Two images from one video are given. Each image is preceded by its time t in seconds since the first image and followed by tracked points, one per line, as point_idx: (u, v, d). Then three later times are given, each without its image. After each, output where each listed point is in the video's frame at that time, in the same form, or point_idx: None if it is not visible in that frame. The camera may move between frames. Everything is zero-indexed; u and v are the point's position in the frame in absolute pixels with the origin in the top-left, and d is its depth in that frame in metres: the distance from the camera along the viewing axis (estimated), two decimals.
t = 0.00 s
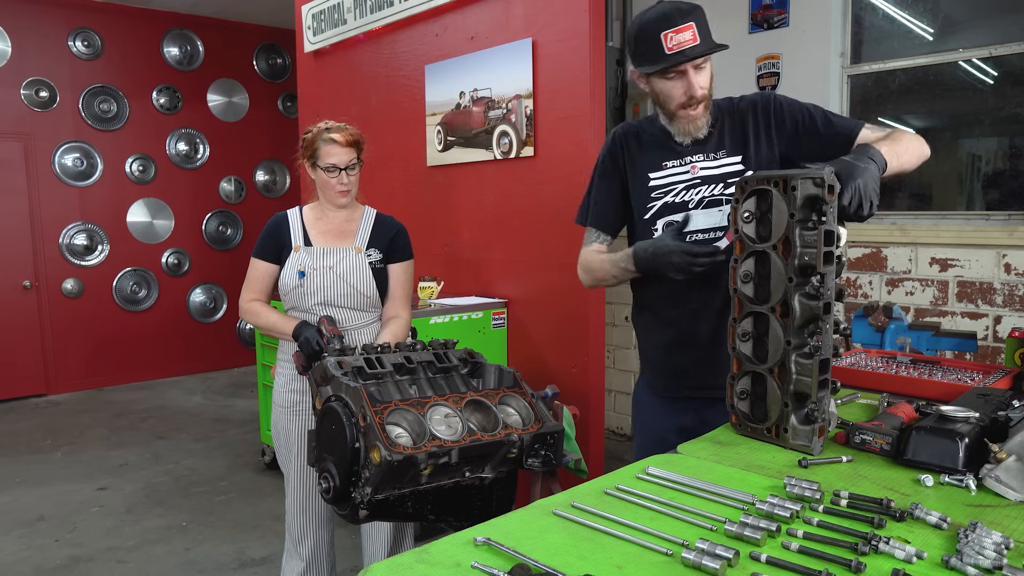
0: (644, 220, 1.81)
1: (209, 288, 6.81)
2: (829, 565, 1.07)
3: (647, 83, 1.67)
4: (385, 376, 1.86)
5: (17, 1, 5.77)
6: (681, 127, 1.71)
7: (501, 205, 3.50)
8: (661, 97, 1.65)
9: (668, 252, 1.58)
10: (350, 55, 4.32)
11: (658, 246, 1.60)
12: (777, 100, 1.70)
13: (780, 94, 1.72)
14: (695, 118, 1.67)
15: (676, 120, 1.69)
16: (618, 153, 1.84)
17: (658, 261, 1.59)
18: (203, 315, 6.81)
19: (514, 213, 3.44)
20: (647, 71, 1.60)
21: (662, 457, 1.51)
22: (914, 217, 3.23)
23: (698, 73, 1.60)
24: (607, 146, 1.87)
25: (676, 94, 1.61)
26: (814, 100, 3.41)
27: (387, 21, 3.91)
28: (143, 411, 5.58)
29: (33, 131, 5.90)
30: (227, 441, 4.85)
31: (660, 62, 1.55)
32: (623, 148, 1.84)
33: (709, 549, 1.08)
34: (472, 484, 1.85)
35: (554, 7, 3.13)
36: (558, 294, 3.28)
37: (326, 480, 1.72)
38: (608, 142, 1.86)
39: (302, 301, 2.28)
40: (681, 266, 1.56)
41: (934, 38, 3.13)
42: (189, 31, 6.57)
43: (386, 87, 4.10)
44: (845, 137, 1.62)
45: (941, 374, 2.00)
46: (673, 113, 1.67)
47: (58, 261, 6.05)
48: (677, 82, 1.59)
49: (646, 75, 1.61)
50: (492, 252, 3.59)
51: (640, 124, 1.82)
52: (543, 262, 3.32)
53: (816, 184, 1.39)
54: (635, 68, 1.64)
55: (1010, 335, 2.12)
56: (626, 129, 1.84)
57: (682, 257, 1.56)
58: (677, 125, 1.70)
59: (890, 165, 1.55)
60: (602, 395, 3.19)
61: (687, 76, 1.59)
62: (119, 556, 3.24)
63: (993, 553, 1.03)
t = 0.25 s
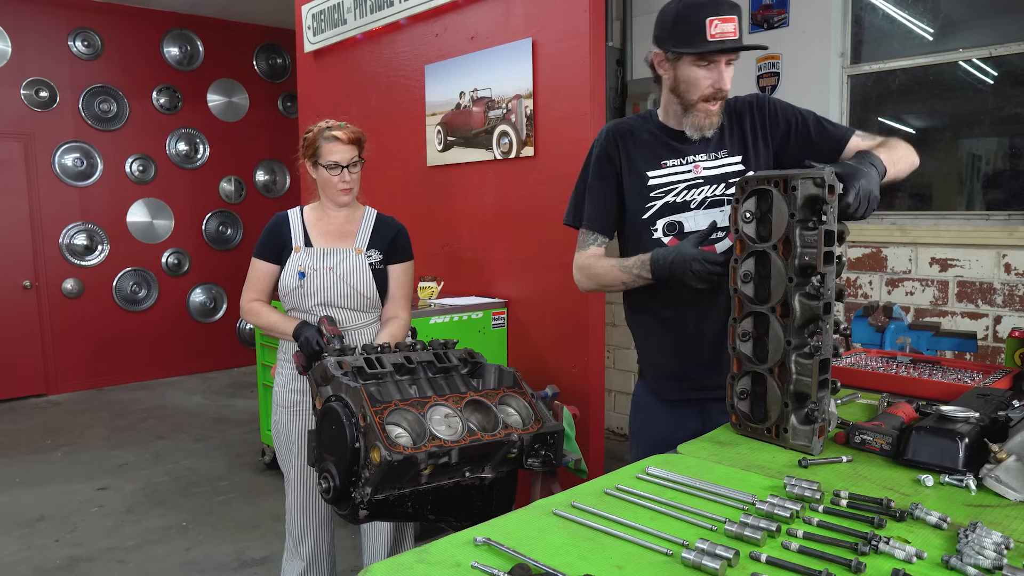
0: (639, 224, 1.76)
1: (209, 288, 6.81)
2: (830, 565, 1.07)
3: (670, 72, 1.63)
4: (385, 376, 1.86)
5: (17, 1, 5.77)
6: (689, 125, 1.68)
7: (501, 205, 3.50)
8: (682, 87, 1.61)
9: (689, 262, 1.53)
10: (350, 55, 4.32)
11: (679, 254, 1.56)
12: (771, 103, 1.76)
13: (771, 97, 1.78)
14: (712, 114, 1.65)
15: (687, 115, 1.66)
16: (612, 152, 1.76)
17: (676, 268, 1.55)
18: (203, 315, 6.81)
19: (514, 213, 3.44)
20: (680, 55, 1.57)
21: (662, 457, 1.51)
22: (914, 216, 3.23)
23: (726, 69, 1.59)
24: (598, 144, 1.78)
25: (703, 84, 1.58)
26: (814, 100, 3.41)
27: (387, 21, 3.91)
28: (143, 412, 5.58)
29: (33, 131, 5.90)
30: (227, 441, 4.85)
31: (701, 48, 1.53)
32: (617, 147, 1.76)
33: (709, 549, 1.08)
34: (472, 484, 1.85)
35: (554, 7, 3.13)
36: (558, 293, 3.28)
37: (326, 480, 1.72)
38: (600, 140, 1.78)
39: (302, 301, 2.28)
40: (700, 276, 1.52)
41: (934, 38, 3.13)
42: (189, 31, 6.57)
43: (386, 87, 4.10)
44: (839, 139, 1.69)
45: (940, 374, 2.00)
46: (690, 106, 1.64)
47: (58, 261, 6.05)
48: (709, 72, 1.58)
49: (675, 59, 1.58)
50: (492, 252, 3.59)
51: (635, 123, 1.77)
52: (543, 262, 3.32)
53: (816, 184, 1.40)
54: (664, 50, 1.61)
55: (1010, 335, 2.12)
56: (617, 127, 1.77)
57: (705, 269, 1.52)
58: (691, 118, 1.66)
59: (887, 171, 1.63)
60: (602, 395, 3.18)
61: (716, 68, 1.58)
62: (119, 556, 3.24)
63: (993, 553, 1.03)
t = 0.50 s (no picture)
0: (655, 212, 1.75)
1: (209, 288, 6.81)
2: (830, 565, 1.07)
3: (703, 64, 1.61)
4: (385, 376, 1.86)
5: (17, 1, 5.77)
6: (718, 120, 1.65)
7: (501, 205, 3.50)
8: (713, 80, 1.59)
9: (675, 228, 1.48)
10: (350, 56, 4.32)
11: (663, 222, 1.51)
12: (795, 110, 1.76)
13: (796, 105, 1.78)
14: (740, 110, 1.62)
15: (716, 110, 1.64)
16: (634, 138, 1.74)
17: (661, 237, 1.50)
18: (203, 315, 6.80)
19: (514, 213, 3.44)
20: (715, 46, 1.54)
21: (662, 457, 1.51)
22: (914, 216, 3.24)
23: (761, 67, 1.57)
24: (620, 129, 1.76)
25: (733, 78, 1.56)
26: (814, 101, 3.42)
27: (387, 21, 3.91)
28: (143, 412, 5.58)
29: (33, 131, 5.90)
30: (227, 441, 4.85)
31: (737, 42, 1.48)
32: (641, 134, 1.74)
33: (709, 549, 1.08)
34: (472, 484, 1.85)
35: (554, 7, 3.14)
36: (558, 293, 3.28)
37: (326, 480, 1.72)
38: (622, 126, 1.75)
39: (302, 301, 2.27)
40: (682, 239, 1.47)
41: (934, 38, 3.13)
42: (189, 31, 6.57)
43: (386, 87, 4.10)
44: (861, 157, 1.73)
45: (940, 374, 2.01)
46: (718, 100, 1.61)
47: (58, 261, 6.05)
48: (741, 67, 1.56)
49: (708, 51, 1.56)
50: (492, 252, 3.59)
51: (660, 113, 1.75)
52: (544, 262, 3.32)
53: (817, 184, 1.39)
54: (697, 41, 1.58)
55: (1010, 335, 2.12)
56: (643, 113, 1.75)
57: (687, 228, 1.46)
58: (718, 112, 1.64)
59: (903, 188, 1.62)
60: (602, 395, 3.18)
61: (749, 62, 1.55)
62: (119, 556, 3.24)
63: (993, 553, 1.03)
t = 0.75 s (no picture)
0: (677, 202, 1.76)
1: (209, 288, 6.80)
2: (830, 565, 1.07)
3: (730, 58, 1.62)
4: (385, 376, 1.86)
5: (17, 1, 5.77)
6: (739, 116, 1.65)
7: (501, 205, 3.50)
8: (735, 73, 1.60)
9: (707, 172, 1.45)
10: (350, 56, 4.32)
11: (699, 168, 1.49)
12: (824, 112, 1.77)
13: (825, 107, 1.79)
14: (758, 107, 1.61)
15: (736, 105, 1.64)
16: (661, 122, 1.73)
17: (691, 179, 1.48)
18: (203, 315, 6.80)
19: (514, 213, 3.44)
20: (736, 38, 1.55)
21: (662, 457, 1.51)
22: (914, 216, 3.24)
23: (781, 63, 1.57)
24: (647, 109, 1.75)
25: (751, 71, 1.57)
26: (814, 101, 3.42)
27: (387, 21, 3.91)
28: (144, 412, 5.58)
29: (33, 131, 5.90)
30: (227, 441, 4.85)
31: (751, 31, 1.49)
32: (672, 118, 1.74)
33: (709, 549, 1.08)
34: (472, 484, 1.85)
35: (554, 7, 3.14)
36: (558, 293, 3.28)
37: (326, 480, 1.72)
38: (656, 108, 1.73)
39: (302, 301, 2.27)
40: (716, 184, 1.43)
41: (934, 38, 3.13)
42: (189, 31, 6.57)
43: (386, 87, 4.10)
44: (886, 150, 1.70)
45: (941, 374, 2.01)
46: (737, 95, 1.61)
47: (58, 261, 6.05)
48: (759, 62, 1.56)
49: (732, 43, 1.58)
50: (492, 252, 3.59)
51: (694, 103, 1.74)
52: (543, 263, 3.32)
53: (817, 184, 1.39)
54: (724, 34, 1.60)
55: (1010, 334, 2.12)
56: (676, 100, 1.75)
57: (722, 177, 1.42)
58: (739, 107, 1.63)
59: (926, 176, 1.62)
60: (602, 395, 3.19)
61: (770, 57, 1.56)
62: (119, 556, 3.24)
63: (993, 553, 1.03)
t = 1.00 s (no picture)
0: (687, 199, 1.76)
1: (209, 288, 6.80)
2: (830, 565, 1.07)
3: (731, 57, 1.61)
4: (385, 376, 1.86)
5: (17, 1, 5.77)
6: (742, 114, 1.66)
7: (502, 205, 3.50)
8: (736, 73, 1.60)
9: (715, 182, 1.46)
10: (350, 56, 4.32)
11: (707, 175, 1.49)
12: (829, 107, 1.75)
13: (829, 101, 1.77)
14: (759, 106, 1.62)
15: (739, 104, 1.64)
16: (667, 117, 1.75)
17: (699, 188, 1.48)
18: (203, 315, 6.80)
19: (514, 213, 3.44)
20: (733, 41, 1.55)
21: (662, 457, 1.51)
22: (914, 217, 3.24)
23: (779, 62, 1.55)
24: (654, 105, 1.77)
25: (749, 72, 1.56)
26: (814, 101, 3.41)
27: (387, 21, 3.91)
28: (144, 411, 5.58)
29: (33, 131, 5.90)
30: (227, 441, 4.85)
31: (745, 32, 1.48)
32: (677, 116, 1.76)
33: (709, 549, 1.08)
34: (472, 484, 1.85)
35: (554, 7, 3.14)
36: (558, 293, 3.28)
37: (326, 480, 1.72)
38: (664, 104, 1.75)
39: (301, 301, 2.27)
40: (726, 195, 1.43)
41: (934, 38, 3.13)
42: (189, 31, 6.57)
43: (386, 87, 4.10)
44: (891, 140, 1.67)
45: (941, 374, 2.01)
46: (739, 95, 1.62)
47: (58, 261, 6.05)
48: (756, 63, 1.55)
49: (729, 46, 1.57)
50: (492, 252, 3.59)
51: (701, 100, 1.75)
52: (544, 262, 3.31)
53: (816, 184, 1.39)
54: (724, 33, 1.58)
55: (1010, 334, 2.12)
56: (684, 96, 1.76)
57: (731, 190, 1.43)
58: (741, 106, 1.64)
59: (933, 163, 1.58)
60: (602, 395, 3.19)
61: (768, 58, 1.54)
62: (119, 556, 3.24)
63: (993, 553, 1.03)
